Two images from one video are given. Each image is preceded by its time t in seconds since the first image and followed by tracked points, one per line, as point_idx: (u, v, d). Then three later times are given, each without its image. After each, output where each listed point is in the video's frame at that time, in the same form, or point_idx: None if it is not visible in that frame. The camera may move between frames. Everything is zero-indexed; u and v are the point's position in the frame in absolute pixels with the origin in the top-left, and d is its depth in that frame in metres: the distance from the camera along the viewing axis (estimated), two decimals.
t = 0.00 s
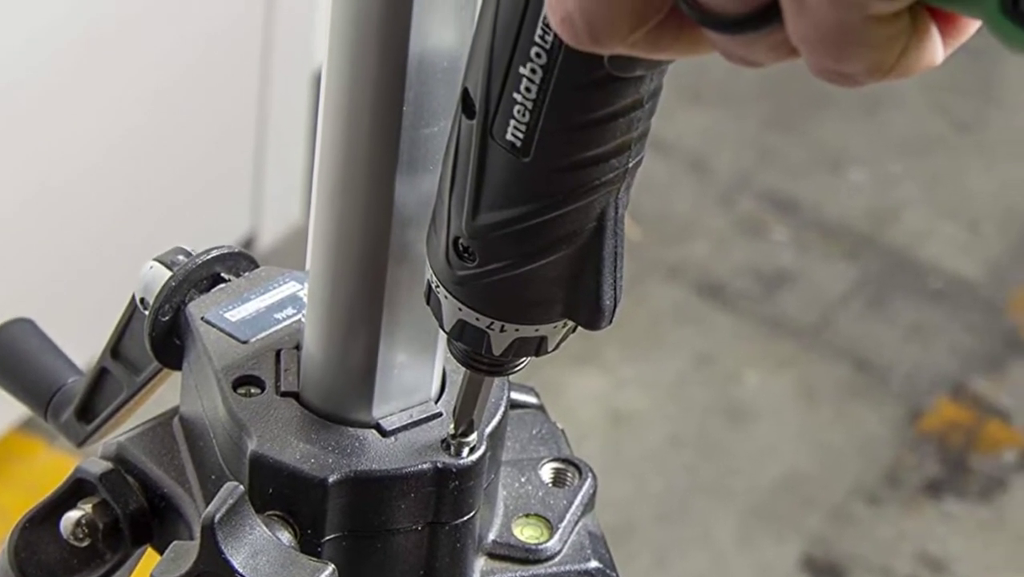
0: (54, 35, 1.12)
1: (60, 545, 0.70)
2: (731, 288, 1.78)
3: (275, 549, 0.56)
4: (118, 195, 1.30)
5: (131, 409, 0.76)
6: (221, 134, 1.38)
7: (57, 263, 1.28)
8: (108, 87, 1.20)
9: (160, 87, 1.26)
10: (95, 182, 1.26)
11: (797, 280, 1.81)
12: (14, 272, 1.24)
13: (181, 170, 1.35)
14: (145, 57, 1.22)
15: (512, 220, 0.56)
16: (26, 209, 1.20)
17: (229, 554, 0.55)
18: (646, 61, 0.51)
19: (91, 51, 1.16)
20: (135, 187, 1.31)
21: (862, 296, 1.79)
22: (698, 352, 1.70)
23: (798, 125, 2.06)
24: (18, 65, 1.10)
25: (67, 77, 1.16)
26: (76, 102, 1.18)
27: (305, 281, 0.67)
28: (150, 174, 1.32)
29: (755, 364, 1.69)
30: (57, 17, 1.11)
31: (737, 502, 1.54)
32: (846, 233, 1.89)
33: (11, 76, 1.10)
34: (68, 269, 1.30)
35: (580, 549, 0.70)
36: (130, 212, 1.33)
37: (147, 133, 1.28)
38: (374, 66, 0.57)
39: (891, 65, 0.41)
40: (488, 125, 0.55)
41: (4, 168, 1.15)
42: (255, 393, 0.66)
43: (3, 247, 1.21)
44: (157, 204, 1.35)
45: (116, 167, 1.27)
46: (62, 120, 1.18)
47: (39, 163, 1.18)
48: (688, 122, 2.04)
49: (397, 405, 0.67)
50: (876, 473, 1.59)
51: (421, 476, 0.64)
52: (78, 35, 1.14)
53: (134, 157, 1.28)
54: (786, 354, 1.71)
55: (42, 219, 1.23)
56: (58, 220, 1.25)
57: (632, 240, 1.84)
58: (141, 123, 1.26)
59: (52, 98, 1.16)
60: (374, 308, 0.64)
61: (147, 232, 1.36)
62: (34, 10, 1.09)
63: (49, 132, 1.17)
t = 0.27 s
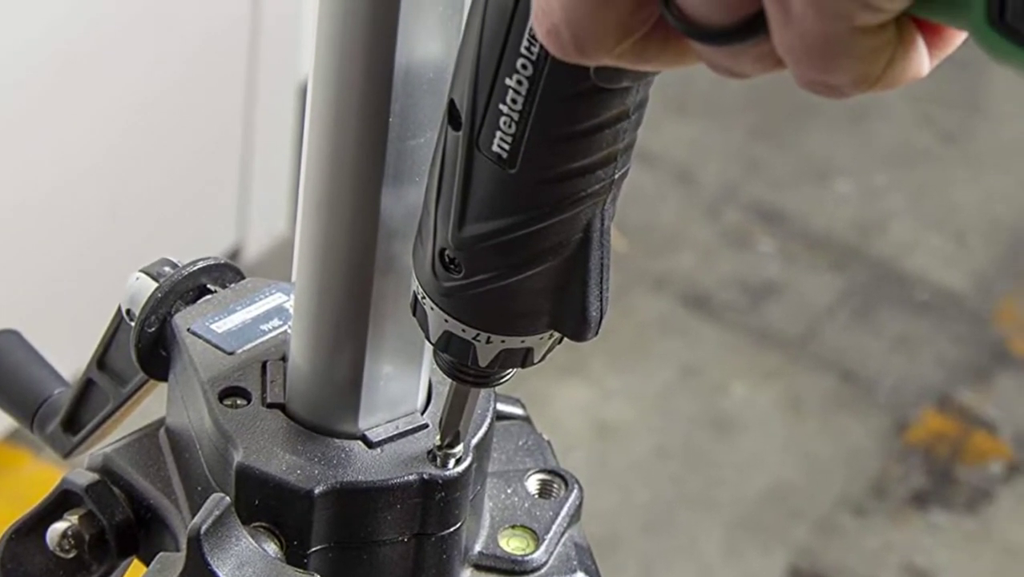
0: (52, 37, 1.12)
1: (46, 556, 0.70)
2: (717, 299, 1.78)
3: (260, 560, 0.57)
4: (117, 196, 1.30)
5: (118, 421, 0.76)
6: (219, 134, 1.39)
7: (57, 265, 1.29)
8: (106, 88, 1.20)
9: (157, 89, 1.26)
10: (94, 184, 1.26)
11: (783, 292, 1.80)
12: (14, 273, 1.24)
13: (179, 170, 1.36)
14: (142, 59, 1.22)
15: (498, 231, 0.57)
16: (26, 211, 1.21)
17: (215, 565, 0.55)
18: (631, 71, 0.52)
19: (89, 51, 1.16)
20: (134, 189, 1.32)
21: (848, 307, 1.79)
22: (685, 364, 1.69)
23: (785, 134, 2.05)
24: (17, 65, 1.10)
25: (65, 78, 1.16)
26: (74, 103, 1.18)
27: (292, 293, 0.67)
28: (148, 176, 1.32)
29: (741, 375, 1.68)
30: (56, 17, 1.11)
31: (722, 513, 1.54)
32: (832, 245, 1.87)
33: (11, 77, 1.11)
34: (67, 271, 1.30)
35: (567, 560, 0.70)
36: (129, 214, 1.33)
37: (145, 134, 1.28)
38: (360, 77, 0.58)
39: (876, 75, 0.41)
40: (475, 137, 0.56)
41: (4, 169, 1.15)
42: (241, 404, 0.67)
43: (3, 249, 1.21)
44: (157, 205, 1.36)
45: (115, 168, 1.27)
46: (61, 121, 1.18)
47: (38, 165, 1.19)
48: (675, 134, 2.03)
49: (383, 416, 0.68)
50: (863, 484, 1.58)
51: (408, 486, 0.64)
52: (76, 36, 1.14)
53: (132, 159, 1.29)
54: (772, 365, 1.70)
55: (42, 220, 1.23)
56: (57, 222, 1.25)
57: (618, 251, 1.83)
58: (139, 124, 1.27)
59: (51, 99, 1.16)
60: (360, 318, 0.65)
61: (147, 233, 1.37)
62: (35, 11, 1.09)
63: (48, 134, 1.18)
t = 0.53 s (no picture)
0: (50, 38, 1.13)
1: (31, 567, 0.70)
2: (702, 311, 1.78)
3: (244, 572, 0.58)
4: (117, 198, 1.31)
5: (102, 432, 0.77)
6: (217, 133, 1.39)
7: (58, 266, 1.29)
8: (104, 89, 1.21)
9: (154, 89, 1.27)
10: (93, 186, 1.27)
11: (769, 303, 1.79)
12: (14, 274, 1.25)
13: (178, 170, 1.37)
14: (138, 60, 1.23)
15: (483, 243, 0.57)
16: (26, 212, 1.22)
17: None
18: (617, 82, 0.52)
19: (89, 50, 1.17)
20: (133, 190, 1.32)
21: (834, 319, 1.78)
22: (670, 376, 1.69)
23: (770, 147, 2.05)
24: (17, 64, 1.11)
25: (63, 78, 1.16)
26: (72, 105, 1.19)
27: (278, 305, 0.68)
28: (147, 177, 1.33)
29: (727, 387, 1.68)
30: (56, 17, 1.12)
31: (709, 526, 1.53)
32: (818, 256, 1.87)
33: (10, 78, 1.11)
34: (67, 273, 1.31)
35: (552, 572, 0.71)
36: (129, 215, 1.34)
37: (143, 136, 1.29)
38: (347, 89, 0.58)
39: (862, 87, 0.42)
40: (460, 149, 0.57)
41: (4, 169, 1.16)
42: (227, 416, 0.67)
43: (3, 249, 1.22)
44: (157, 205, 1.37)
45: (113, 170, 1.28)
46: (60, 122, 1.19)
47: (37, 167, 1.19)
48: (660, 146, 2.04)
49: (369, 428, 0.68)
50: (848, 497, 1.58)
51: (393, 498, 0.64)
52: (74, 37, 1.15)
53: (131, 159, 1.29)
54: (758, 377, 1.70)
55: (42, 222, 1.24)
56: (57, 223, 1.26)
57: (603, 263, 1.83)
58: (136, 126, 1.27)
59: (51, 99, 1.16)
60: (346, 330, 0.65)
61: (146, 233, 1.38)
62: (35, 12, 1.10)
63: (47, 135, 1.18)
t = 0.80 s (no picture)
0: (47, 41, 1.13)
1: None
2: (688, 324, 1.78)
3: None
4: (115, 198, 1.31)
5: (87, 444, 0.77)
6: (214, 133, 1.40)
7: (59, 268, 1.30)
8: (101, 89, 1.21)
9: (152, 89, 1.27)
10: (91, 187, 1.27)
11: (754, 314, 1.79)
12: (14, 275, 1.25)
13: (176, 171, 1.37)
14: (134, 63, 1.23)
15: (469, 255, 0.58)
16: (26, 215, 1.22)
17: None
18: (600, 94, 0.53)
19: (88, 50, 1.17)
20: (133, 189, 1.33)
21: (819, 331, 1.78)
22: (655, 389, 1.69)
23: (755, 160, 2.05)
24: (17, 65, 1.11)
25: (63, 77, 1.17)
26: (71, 106, 1.19)
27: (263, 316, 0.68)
28: (146, 176, 1.33)
29: (712, 399, 1.68)
30: (56, 17, 1.12)
31: (694, 538, 1.54)
32: (803, 268, 1.87)
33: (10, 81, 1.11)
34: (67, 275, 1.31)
35: None
36: (128, 215, 1.35)
37: (140, 137, 1.29)
38: (333, 101, 0.59)
39: (847, 99, 0.42)
40: (445, 160, 0.58)
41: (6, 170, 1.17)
42: (212, 428, 0.67)
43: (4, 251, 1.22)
44: (157, 205, 1.38)
45: (110, 172, 1.28)
46: (59, 123, 1.19)
47: (36, 169, 1.20)
48: (646, 158, 2.04)
49: (354, 440, 0.68)
50: (833, 508, 1.58)
51: (379, 510, 0.65)
52: (72, 38, 1.15)
53: (130, 159, 1.30)
54: (743, 389, 1.70)
55: (43, 223, 1.25)
56: (56, 225, 1.26)
57: (588, 274, 1.83)
58: (133, 127, 1.28)
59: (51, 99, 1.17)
60: (331, 342, 0.65)
61: (146, 233, 1.39)
62: (35, 12, 1.10)
63: (46, 136, 1.19)
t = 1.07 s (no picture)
0: (47, 40, 1.14)
1: None
2: (672, 336, 1.78)
3: None
4: (113, 198, 1.32)
5: (72, 457, 0.78)
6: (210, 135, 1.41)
7: (57, 269, 1.30)
8: (98, 89, 1.22)
9: (150, 89, 1.28)
10: (89, 187, 1.28)
11: (738, 327, 1.79)
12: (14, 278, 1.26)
13: (174, 171, 1.38)
14: (130, 64, 1.24)
15: (454, 266, 0.59)
16: (27, 216, 1.23)
17: None
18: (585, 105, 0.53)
19: (90, 47, 1.18)
20: (131, 189, 1.33)
21: (803, 343, 1.78)
22: (639, 401, 1.69)
23: (740, 172, 2.05)
24: (18, 64, 1.12)
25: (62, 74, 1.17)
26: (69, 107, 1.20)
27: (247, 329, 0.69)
28: (145, 176, 1.34)
29: (697, 412, 1.68)
30: (56, 16, 1.13)
31: (679, 550, 1.54)
32: (788, 280, 1.87)
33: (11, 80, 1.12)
34: (65, 278, 1.32)
35: None
36: (129, 215, 1.35)
37: (135, 138, 1.30)
38: (316, 115, 0.60)
39: (832, 111, 0.42)
40: (430, 173, 0.59)
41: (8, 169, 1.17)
42: (197, 440, 0.68)
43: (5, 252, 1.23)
44: (157, 205, 1.39)
45: (107, 173, 1.29)
46: (60, 122, 1.20)
47: (37, 168, 1.20)
48: (630, 171, 2.04)
49: (339, 452, 0.69)
50: (818, 520, 1.58)
51: (363, 523, 0.66)
52: (71, 37, 1.16)
53: (131, 159, 1.31)
54: (727, 401, 1.70)
55: (44, 222, 1.25)
56: (55, 225, 1.27)
57: (573, 287, 1.83)
58: (128, 131, 1.28)
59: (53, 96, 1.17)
60: (316, 354, 0.66)
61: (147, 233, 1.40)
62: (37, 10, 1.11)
63: (47, 135, 1.19)
